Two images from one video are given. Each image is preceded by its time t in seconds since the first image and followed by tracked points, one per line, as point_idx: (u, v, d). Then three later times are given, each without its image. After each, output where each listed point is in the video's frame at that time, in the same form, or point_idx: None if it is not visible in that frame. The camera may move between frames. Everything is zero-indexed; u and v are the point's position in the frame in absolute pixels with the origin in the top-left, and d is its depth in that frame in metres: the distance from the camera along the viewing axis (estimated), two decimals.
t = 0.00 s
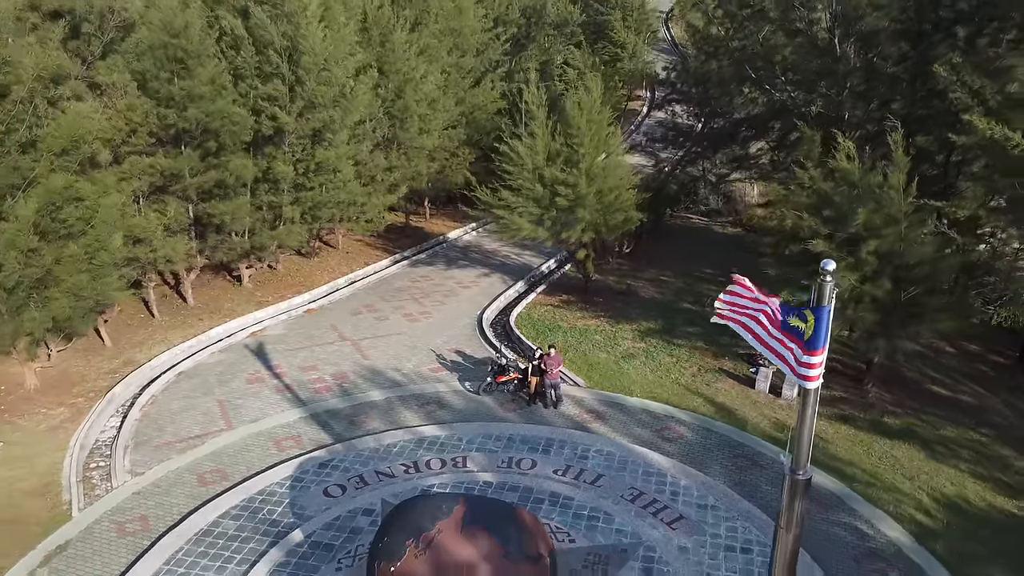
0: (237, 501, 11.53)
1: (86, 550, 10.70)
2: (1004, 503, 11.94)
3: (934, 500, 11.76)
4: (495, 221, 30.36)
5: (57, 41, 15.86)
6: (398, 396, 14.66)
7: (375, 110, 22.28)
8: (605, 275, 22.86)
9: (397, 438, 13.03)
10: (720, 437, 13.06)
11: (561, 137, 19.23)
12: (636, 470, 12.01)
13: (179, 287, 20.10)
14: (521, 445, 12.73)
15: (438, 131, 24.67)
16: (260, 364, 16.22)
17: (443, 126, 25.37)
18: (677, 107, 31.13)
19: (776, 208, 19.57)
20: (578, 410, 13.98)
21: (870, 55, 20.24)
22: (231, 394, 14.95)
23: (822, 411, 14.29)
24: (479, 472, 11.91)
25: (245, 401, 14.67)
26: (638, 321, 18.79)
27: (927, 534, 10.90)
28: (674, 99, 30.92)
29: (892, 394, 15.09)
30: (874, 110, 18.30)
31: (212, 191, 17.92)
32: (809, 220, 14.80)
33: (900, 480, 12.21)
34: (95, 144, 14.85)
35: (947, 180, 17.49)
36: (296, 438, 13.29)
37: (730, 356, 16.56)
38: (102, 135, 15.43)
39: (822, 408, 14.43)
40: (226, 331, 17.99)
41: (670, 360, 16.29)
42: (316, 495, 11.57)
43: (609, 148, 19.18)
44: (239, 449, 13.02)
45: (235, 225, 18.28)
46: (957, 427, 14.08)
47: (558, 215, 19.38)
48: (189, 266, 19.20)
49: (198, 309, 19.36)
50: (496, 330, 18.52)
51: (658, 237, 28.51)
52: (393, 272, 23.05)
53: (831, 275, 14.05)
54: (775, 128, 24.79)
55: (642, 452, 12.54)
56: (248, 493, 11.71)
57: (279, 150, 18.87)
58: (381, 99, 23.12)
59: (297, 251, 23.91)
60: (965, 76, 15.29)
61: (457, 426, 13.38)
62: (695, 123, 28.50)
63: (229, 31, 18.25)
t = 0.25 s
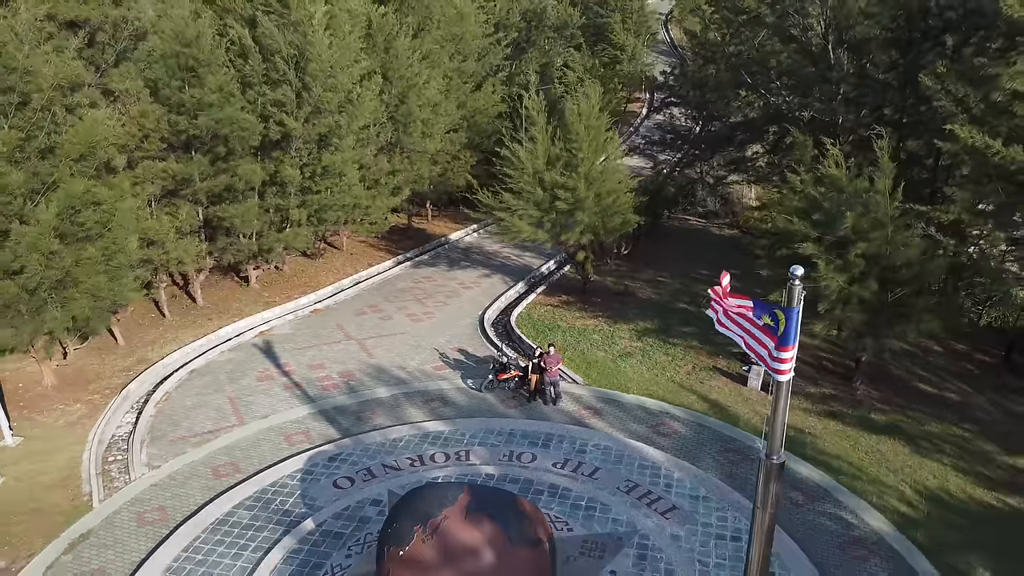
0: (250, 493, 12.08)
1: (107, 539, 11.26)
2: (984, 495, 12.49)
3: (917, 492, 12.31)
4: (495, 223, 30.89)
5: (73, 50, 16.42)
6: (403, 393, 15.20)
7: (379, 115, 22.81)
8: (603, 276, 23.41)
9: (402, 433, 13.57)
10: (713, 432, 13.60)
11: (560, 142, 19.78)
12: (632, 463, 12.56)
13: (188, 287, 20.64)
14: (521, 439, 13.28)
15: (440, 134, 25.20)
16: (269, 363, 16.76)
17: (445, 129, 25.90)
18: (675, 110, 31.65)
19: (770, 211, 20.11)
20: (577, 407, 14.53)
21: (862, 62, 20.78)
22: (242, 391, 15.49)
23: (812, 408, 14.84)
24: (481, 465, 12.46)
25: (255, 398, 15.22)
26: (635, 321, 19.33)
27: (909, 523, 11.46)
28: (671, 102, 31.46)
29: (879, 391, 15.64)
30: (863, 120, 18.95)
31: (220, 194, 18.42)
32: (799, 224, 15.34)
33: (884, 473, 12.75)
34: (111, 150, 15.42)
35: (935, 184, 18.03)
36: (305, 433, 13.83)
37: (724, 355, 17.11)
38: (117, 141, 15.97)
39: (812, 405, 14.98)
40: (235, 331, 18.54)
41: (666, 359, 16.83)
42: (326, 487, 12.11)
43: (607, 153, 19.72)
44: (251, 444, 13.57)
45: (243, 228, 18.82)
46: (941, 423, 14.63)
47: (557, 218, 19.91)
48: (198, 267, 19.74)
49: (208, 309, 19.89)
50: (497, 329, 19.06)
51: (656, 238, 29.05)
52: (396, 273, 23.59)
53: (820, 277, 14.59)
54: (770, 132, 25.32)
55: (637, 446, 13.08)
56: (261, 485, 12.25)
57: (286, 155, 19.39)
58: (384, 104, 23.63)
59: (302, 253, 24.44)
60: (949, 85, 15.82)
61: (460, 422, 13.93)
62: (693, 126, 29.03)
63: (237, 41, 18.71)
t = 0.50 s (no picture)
0: (263, 484, 12.66)
1: (128, 526, 11.86)
2: (964, 487, 13.08)
3: (899, 483, 12.90)
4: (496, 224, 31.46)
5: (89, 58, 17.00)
6: (407, 390, 15.78)
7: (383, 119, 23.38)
8: (602, 276, 23.99)
9: (408, 428, 14.15)
10: (706, 427, 14.18)
11: (560, 147, 20.37)
12: (627, 456, 13.14)
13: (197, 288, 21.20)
14: (522, 433, 13.86)
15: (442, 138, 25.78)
16: (278, 360, 17.35)
17: (447, 133, 26.47)
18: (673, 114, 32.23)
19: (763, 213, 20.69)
20: (575, 402, 15.10)
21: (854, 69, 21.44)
22: (253, 388, 16.07)
23: (801, 404, 15.42)
24: (484, 458, 13.04)
25: (266, 394, 15.80)
26: (632, 320, 19.91)
27: (890, 513, 12.06)
28: (669, 105, 32.04)
29: (867, 388, 16.22)
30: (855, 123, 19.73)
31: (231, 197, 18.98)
32: (790, 227, 15.92)
33: (869, 465, 13.34)
34: (127, 156, 16.00)
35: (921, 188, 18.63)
36: (314, 427, 14.42)
37: (718, 353, 17.69)
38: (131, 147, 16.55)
39: (801, 401, 15.57)
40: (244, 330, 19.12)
41: (662, 357, 17.41)
42: (335, 478, 12.69)
43: (605, 157, 20.29)
44: (262, 437, 14.15)
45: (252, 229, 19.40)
46: (925, 418, 15.22)
47: (556, 220, 20.50)
48: (208, 267, 20.31)
49: (217, 309, 20.47)
50: (498, 328, 19.65)
51: (653, 239, 29.63)
52: (399, 273, 24.17)
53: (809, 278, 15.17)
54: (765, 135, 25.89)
55: (633, 440, 13.65)
56: (273, 476, 12.84)
57: (293, 158, 19.94)
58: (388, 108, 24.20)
59: (307, 254, 25.01)
60: (934, 93, 16.39)
61: (463, 417, 14.51)
62: (690, 130, 29.61)
63: (245, 49, 19.24)
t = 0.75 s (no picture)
0: (276, 476, 13.28)
1: (148, 516, 12.47)
2: (945, 479, 13.70)
3: (883, 476, 13.52)
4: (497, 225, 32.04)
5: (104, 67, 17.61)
6: (412, 387, 16.40)
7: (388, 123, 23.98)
8: (600, 277, 24.61)
9: (413, 423, 14.77)
10: (699, 423, 14.79)
11: (560, 152, 20.99)
12: (623, 450, 13.76)
13: (207, 288, 21.81)
14: (523, 428, 14.47)
15: (445, 141, 26.37)
16: (287, 359, 17.97)
17: (449, 137, 27.08)
18: (671, 117, 32.82)
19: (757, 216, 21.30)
20: (574, 399, 15.73)
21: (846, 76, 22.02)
22: (263, 385, 16.70)
23: (791, 401, 16.04)
24: (486, 451, 13.66)
25: (276, 391, 16.42)
26: (629, 320, 20.52)
27: (873, 503, 12.68)
28: (667, 109, 32.61)
29: (855, 386, 16.84)
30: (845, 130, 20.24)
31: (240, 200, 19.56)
32: (780, 230, 16.53)
33: (854, 459, 13.96)
34: (142, 162, 16.61)
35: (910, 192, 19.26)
36: (323, 422, 15.04)
37: (711, 352, 18.30)
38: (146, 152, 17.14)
39: (791, 397, 16.19)
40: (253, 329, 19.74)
41: (657, 355, 18.02)
42: (345, 470, 13.31)
43: (603, 162, 20.93)
44: (274, 432, 14.78)
45: (261, 231, 20.00)
46: (910, 414, 15.84)
47: (556, 223, 21.11)
48: (217, 269, 20.93)
49: (226, 309, 21.09)
50: (499, 328, 20.26)
51: (651, 241, 30.23)
52: (403, 274, 24.79)
53: (798, 280, 15.78)
54: (760, 139, 26.49)
55: (629, 434, 14.28)
56: (285, 469, 13.45)
57: (300, 163, 20.51)
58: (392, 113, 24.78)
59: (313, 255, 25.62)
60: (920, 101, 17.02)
61: (466, 412, 15.13)
62: (687, 133, 30.21)
63: (253, 57, 19.78)
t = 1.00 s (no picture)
0: (288, 468, 13.94)
1: (167, 506, 13.13)
2: (926, 472, 14.35)
3: (867, 469, 14.18)
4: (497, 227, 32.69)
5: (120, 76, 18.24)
6: (417, 384, 17.06)
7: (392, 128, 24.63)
8: (598, 278, 25.27)
9: (418, 418, 15.42)
10: (692, 419, 15.45)
11: (559, 158, 21.65)
12: (619, 444, 14.42)
13: (216, 289, 22.47)
14: (523, 424, 15.13)
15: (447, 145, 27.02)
16: (295, 357, 18.62)
17: (451, 141, 27.72)
18: (668, 121, 33.46)
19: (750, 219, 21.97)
20: (572, 396, 16.38)
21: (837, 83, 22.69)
22: (274, 382, 17.36)
23: (781, 397, 16.70)
24: (488, 445, 14.32)
25: (286, 388, 17.08)
26: (626, 320, 21.18)
27: (857, 494, 13.35)
28: (665, 113, 33.26)
29: (843, 383, 17.50)
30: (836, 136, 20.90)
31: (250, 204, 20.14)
32: (771, 234, 17.19)
33: (840, 453, 14.62)
34: (157, 168, 17.26)
35: (897, 197, 19.92)
36: (332, 418, 15.70)
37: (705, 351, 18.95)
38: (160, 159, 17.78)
39: (781, 394, 16.84)
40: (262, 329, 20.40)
41: (653, 354, 18.68)
42: (353, 463, 13.97)
43: (601, 167, 21.58)
44: (285, 427, 15.43)
45: (270, 234, 20.63)
46: (895, 411, 16.50)
47: (555, 226, 21.77)
48: (227, 270, 21.59)
49: (235, 309, 21.74)
50: (500, 327, 20.92)
51: (648, 243, 30.89)
52: (406, 275, 25.45)
53: (788, 282, 16.43)
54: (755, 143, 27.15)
55: (625, 430, 14.93)
56: (297, 462, 14.11)
57: (307, 167, 21.15)
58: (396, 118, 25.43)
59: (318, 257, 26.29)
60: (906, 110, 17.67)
61: (469, 409, 15.79)
62: (684, 137, 30.86)
63: (262, 65, 20.39)
